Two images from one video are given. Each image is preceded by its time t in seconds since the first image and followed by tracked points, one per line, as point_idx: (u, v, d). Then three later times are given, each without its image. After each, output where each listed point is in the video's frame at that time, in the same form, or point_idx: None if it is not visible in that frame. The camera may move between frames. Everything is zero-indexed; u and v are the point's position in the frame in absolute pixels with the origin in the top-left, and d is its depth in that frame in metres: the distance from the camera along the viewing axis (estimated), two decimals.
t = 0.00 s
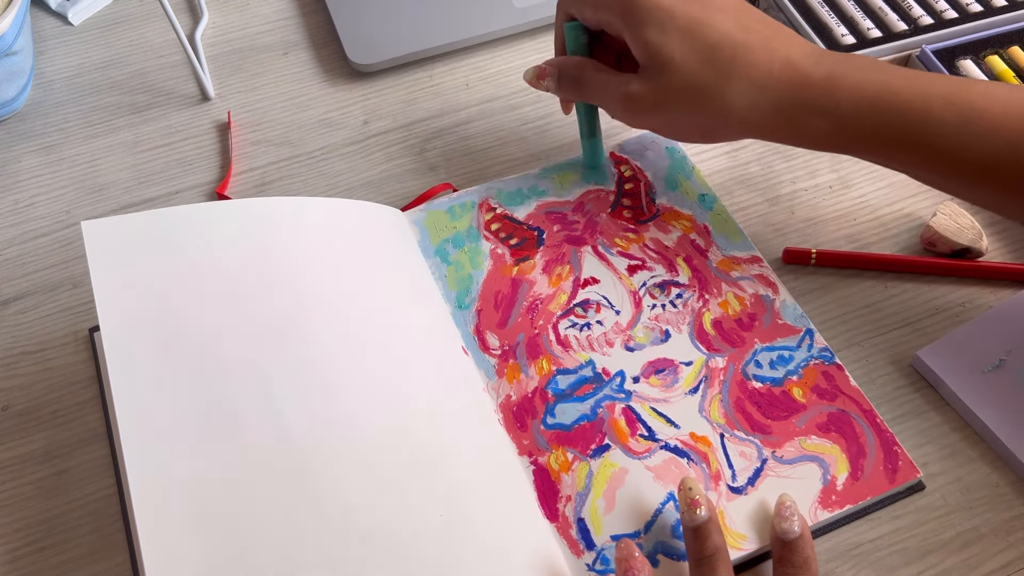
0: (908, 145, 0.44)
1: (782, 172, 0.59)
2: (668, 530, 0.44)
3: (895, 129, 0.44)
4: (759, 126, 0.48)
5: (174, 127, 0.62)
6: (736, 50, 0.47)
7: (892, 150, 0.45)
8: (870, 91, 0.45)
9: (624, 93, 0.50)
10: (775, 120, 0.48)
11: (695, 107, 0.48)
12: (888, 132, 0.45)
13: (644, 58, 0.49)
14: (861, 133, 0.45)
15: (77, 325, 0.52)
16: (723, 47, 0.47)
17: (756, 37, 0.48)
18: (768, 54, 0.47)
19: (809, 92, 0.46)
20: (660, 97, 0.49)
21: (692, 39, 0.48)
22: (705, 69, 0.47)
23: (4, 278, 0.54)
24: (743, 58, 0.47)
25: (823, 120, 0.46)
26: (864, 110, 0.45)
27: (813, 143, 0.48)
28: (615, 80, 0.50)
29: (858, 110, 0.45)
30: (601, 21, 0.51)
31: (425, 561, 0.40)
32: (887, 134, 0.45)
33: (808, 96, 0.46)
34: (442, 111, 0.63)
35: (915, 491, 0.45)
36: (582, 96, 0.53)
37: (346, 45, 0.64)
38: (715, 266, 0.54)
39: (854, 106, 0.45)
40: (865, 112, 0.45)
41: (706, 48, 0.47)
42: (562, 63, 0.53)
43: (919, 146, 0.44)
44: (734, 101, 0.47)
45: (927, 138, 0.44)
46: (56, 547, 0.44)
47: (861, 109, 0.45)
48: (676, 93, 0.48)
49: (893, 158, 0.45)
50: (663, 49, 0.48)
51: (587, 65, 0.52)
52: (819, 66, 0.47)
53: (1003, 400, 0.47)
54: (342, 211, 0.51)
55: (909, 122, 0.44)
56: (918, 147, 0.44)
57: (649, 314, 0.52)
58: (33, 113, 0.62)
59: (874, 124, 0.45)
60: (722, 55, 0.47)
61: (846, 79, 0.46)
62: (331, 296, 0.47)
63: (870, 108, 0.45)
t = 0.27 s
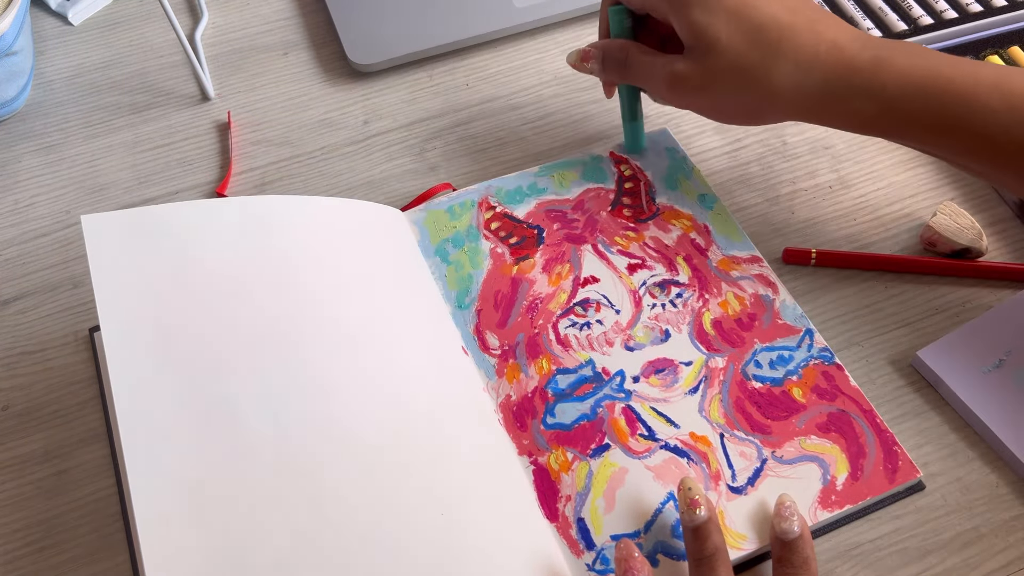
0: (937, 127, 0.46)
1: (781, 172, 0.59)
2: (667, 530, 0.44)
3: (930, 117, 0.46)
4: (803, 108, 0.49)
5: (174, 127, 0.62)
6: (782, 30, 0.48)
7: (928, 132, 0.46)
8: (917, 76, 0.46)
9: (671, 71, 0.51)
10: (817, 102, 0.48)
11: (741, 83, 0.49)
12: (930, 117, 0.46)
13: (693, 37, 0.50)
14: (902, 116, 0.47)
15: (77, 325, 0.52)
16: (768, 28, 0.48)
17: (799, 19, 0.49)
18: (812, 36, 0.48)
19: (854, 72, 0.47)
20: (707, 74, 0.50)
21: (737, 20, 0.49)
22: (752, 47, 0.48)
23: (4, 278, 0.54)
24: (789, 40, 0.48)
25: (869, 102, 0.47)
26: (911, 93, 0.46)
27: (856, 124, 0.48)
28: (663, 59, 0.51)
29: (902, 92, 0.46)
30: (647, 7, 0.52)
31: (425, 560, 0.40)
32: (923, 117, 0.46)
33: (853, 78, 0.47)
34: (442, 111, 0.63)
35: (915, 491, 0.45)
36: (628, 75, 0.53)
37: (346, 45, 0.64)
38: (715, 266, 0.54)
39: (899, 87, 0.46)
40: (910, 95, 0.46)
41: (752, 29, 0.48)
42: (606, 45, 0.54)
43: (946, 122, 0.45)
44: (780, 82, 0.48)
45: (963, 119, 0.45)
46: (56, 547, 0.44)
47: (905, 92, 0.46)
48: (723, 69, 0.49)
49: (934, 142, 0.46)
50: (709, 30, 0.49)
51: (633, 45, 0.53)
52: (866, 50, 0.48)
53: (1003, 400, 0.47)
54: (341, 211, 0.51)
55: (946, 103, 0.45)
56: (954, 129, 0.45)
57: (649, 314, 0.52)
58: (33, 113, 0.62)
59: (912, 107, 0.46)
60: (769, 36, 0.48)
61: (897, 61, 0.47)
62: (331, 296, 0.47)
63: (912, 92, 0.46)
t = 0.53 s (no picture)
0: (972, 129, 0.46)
1: (782, 172, 0.59)
2: (667, 530, 0.44)
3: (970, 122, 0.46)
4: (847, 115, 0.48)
5: (174, 127, 0.62)
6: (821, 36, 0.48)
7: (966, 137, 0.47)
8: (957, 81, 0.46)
9: (704, 81, 0.49)
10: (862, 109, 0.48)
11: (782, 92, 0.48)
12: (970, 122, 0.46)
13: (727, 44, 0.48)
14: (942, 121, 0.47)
15: (77, 325, 0.52)
16: (806, 35, 0.48)
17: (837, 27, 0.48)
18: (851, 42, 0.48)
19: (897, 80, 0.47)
20: (743, 84, 0.48)
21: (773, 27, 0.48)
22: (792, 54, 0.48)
23: (4, 278, 0.54)
24: (830, 48, 0.48)
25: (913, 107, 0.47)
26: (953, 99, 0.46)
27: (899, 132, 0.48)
28: (694, 68, 0.50)
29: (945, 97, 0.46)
30: (676, 15, 0.51)
31: (425, 560, 0.40)
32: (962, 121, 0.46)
33: (898, 85, 0.47)
34: (442, 110, 0.63)
35: (915, 491, 0.45)
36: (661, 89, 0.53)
37: (346, 45, 0.64)
38: (715, 266, 0.54)
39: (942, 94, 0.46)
40: (954, 103, 0.46)
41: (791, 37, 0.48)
42: (637, 60, 0.53)
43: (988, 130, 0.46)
44: (819, 92, 0.48)
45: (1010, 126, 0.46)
46: (56, 547, 0.44)
47: (947, 98, 0.46)
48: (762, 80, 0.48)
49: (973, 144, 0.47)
50: (745, 38, 0.48)
51: (663, 59, 0.52)
52: (906, 57, 0.48)
53: (1003, 400, 0.47)
54: (341, 210, 0.51)
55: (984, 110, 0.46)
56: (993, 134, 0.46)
57: (649, 313, 0.52)
58: (33, 113, 0.62)
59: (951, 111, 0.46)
60: (808, 42, 0.48)
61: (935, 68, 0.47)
62: (332, 296, 0.47)
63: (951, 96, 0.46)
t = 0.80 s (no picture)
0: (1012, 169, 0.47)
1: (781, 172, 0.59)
2: (667, 529, 0.44)
3: None
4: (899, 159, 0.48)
5: (174, 127, 0.62)
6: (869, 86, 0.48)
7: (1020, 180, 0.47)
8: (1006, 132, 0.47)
9: (749, 139, 0.49)
10: (914, 160, 0.48)
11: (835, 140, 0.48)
12: None
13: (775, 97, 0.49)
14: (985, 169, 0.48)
15: (77, 325, 0.52)
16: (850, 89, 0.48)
17: (878, 77, 0.49)
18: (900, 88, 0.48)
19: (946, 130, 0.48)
20: (791, 141, 0.48)
21: (816, 81, 0.48)
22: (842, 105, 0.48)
23: (4, 278, 0.54)
24: (877, 100, 0.48)
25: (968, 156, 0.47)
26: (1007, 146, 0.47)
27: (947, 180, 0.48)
28: (735, 128, 0.50)
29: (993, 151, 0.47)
30: (706, 75, 0.52)
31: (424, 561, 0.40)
32: None
33: (954, 133, 0.47)
34: (442, 110, 0.63)
35: (915, 491, 0.45)
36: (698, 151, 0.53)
37: (346, 45, 0.64)
38: (715, 266, 0.54)
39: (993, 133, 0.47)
40: (1011, 147, 0.47)
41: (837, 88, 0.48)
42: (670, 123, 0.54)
43: None
44: (872, 143, 0.48)
45: None
46: (56, 547, 0.44)
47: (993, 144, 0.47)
48: (818, 128, 0.48)
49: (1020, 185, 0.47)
50: (784, 94, 0.48)
51: (698, 123, 0.52)
52: (957, 104, 0.48)
53: (1003, 400, 0.47)
54: (340, 211, 0.51)
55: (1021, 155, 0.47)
56: None
57: (649, 314, 0.52)
58: (33, 113, 0.62)
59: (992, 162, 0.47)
60: (855, 94, 0.48)
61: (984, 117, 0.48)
62: (332, 296, 0.47)
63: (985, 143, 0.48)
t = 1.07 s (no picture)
0: None
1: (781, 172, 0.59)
2: (667, 530, 0.44)
3: None
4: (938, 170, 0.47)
5: (174, 127, 0.62)
6: (902, 91, 0.48)
7: None
8: None
9: (783, 148, 0.48)
10: (951, 169, 0.47)
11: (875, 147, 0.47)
12: None
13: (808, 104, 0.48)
14: None
15: (77, 325, 0.52)
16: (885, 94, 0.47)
17: (912, 83, 0.48)
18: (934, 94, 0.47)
19: (982, 136, 0.47)
20: (825, 150, 0.47)
21: (849, 88, 0.47)
22: (877, 111, 0.47)
23: (4, 278, 0.54)
24: (913, 104, 0.47)
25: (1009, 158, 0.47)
26: None
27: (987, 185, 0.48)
28: (768, 137, 0.49)
29: None
30: (735, 85, 0.52)
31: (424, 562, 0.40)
32: None
33: (996, 140, 0.47)
34: (442, 110, 0.63)
35: (915, 491, 0.45)
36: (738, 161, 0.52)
37: (346, 45, 0.64)
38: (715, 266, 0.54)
39: None
40: None
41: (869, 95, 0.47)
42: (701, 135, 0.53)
43: None
44: (908, 147, 0.47)
45: None
46: (57, 547, 0.44)
47: None
48: (856, 135, 0.47)
49: None
50: (817, 100, 0.47)
51: (728, 134, 0.51)
52: (993, 110, 0.48)
53: (1003, 401, 0.47)
54: (341, 211, 0.51)
55: None
56: None
57: (649, 314, 0.52)
58: (33, 113, 0.62)
59: None
60: (890, 99, 0.47)
61: None
62: (332, 296, 0.47)
63: None
